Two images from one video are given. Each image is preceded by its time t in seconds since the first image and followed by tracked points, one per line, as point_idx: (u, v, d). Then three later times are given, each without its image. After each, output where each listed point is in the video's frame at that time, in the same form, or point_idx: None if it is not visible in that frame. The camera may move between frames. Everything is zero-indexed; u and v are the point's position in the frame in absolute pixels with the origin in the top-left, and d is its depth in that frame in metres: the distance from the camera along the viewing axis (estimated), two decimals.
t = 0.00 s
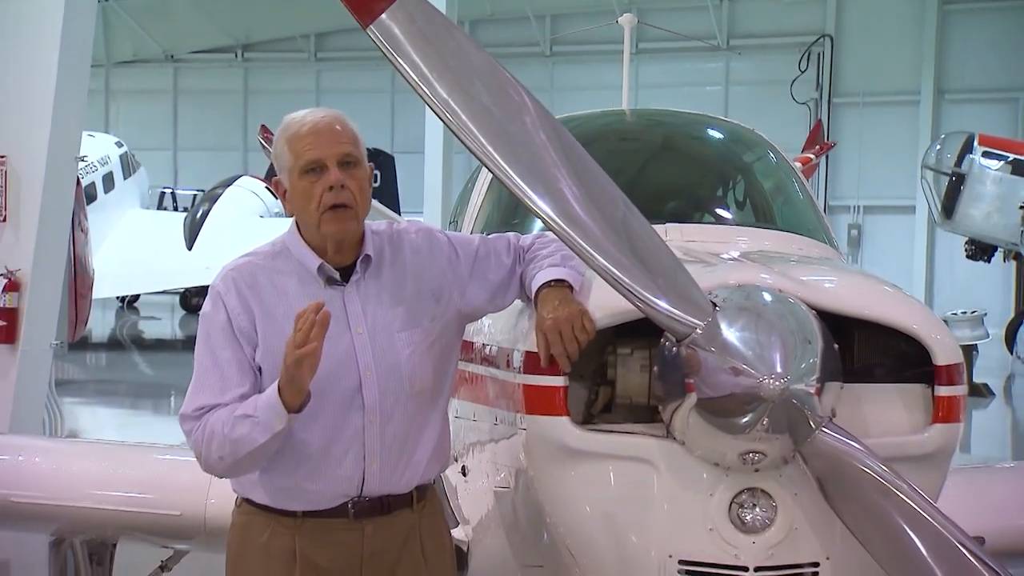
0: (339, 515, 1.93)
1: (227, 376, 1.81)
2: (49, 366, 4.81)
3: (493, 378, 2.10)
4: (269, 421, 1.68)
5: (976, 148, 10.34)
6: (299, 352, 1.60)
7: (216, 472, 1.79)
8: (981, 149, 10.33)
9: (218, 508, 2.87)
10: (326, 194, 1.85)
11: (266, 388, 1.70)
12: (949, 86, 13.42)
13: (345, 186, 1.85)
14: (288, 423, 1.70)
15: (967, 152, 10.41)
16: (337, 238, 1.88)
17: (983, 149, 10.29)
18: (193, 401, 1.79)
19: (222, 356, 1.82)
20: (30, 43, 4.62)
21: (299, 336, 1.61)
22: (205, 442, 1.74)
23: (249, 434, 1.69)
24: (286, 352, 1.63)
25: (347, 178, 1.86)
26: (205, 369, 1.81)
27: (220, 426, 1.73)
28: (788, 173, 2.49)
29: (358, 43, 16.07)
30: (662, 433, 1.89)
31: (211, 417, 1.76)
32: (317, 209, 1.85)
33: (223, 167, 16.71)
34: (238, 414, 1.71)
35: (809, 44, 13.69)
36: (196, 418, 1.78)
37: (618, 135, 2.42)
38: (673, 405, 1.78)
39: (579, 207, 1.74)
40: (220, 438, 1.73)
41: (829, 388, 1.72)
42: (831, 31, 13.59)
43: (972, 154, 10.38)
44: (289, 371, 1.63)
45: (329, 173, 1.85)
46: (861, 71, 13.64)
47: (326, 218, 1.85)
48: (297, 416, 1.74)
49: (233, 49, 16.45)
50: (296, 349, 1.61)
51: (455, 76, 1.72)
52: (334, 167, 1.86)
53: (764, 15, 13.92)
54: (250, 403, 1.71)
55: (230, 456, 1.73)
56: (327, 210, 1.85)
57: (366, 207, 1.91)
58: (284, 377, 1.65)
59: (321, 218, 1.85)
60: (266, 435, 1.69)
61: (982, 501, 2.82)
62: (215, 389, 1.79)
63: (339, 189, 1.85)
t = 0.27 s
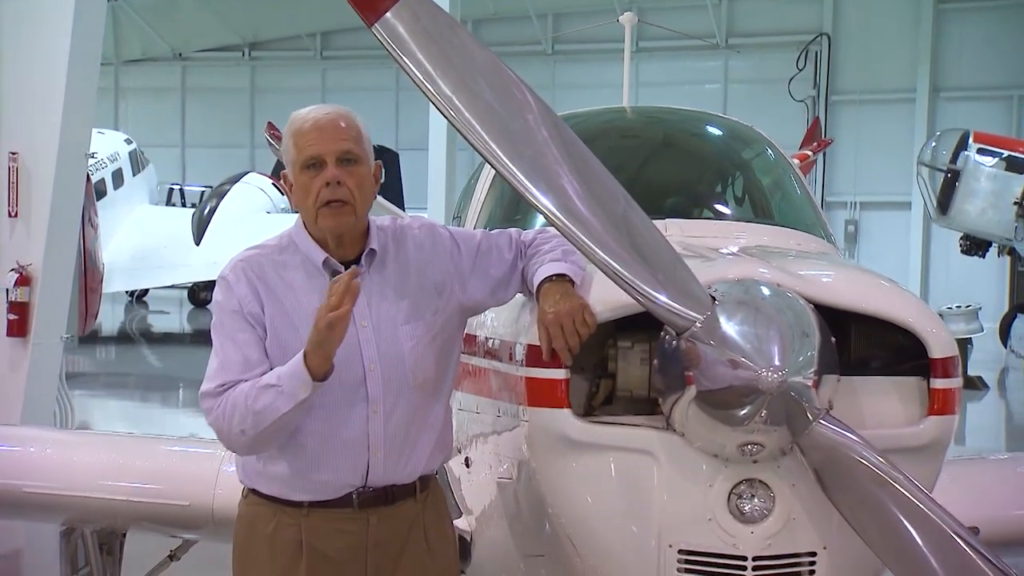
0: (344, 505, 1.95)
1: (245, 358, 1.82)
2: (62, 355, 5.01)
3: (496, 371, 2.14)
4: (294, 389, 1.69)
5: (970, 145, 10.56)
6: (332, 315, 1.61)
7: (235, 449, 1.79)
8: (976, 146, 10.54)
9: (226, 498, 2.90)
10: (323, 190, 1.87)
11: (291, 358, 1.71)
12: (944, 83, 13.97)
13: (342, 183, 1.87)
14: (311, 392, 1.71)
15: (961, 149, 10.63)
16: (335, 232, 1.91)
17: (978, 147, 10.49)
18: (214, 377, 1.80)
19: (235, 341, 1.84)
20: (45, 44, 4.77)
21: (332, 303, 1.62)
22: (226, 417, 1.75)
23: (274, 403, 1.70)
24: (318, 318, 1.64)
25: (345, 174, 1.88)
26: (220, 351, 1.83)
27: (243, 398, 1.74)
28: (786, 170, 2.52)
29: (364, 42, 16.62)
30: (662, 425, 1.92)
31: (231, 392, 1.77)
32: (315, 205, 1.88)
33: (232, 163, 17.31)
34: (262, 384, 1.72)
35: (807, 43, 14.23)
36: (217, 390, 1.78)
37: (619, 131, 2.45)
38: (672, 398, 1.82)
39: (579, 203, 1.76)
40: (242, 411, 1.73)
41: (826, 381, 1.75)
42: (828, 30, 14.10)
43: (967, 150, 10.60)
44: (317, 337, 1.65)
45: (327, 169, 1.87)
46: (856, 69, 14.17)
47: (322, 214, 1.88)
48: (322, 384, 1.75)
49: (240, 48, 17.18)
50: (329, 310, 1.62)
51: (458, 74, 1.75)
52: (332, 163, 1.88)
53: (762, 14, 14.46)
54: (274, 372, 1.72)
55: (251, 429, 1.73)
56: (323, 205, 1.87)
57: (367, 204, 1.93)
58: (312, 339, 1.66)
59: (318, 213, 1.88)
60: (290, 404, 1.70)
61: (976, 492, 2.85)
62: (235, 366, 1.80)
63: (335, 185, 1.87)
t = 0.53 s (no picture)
0: (347, 497, 1.98)
1: (258, 347, 1.83)
2: (69, 350, 5.13)
3: (497, 365, 2.17)
4: (327, 380, 1.70)
5: (965, 142, 10.62)
6: (375, 307, 1.61)
7: (252, 439, 1.80)
8: (971, 143, 10.59)
9: (230, 490, 2.93)
10: (325, 181, 1.89)
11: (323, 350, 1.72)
12: (940, 81, 14.26)
13: (343, 174, 1.89)
14: (344, 383, 1.72)
15: (957, 146, 10.69)
16: (336, 224, 1.92)
17: (972, 143, 10.55)
18: (231, 367, 1.80)
19: (244, 330, 1.85)
20: (47, 45, 4.91)
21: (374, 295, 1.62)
22: (247, 406, 1.75)
23: (305, 394, 1.71)
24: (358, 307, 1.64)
25: (347, 166, 1.90)
26: (231, 341, 1.84)
27: (270, 388, 1.74)
28: (783, 167, 2.55)
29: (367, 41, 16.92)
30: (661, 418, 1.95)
31: (251, 382, 1.77)
32: (317, 197, 1.89)
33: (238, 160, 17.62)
34: (292, 374, 1.72)
35: (804, 40, 14.50)
36: (233, 381, 1.78)
37: (619, 128, 2.48)
38: (671, 391, 1.84)
39: (578, 197, 1.79)
40: (267, 401, 1.74)
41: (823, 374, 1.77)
42: (825, 28, 14.36)
43: (962, 147, 10.67)
44: (357, 327, 1.66)
45: (328, 161, 1.89)
46: (853, 68, 14.44)
47: (324, 206, 1.90)
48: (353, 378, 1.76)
49: (245, 47, 17.51)
50: (370, 305, 1.62)
51: (460, 71, 1.77)
52: (334, 156, 1.89)
53: (761, 12, 14.77)
54: (305, 363, 1.73)
55: (276, 419, 1.74)
56: (326, 196, 1.89)
57: (367, 196, 1.95)
58: (349, 331, 1.67)
59: (320, 204, 1.90)
60: (322, 395, 1.71)
61: (972, 483, 2.88)
62: (251, 356, 1.82)
63: (337, 176, 1.89)
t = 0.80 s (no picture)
0: (352, 487, 2.01)
1: (265, 344, 1.87)
2: (77, 344, 5.30)
3: (498, 358, 2.20)
4: (344, 389, 1.75)
5: (958, 139, 11.26)
6: (395, 322, 1.68)
7: (260, 436, 1.84)
8: (964, 140, 11.24)
9: (237, 480, 2.97)
10: (334, 174, 1.91)
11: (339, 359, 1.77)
12: (933, 79, 14.71)
13: (351, 167, 1.92)
14: (361, 393, 1.78)
15: (951, 142, 11.32)
16: (343, 220, 1.95)
17: (966, 140, 11.21)
18: (237, 366, 1.84)
19: (250, 327, 1.88)
20: (46, 46, 5.08)
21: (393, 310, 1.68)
22: (259, 407, 1.79)
23: (321, 401, 1.76)
24: (377, 321, 1.70)
25: (354, 160, 1.92)
26: (238, 337, 1.87)
27: (284, 391, 1.79)
28: (780, 163, 2.58)
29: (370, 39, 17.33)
30: (660, 410, 1.98)
31: (261, 382, 1.81)
32: (327, 191, 1.92)
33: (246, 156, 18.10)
34: (307, 381, 1.77)
35: (800, 39, 14.96)
36: (243, 380, 1.82)
37: (618, 125, 2.51)
38: (670, 383, 1.87)
39: (579, 192, 1.82)
40: (280, 403, 1.78)
41: (819, 366, 1.80)
42: (821, 26, 14.82)
43: (956, 144, 11.31)
44: (375, 338, 1.71)
45: (337, 155, 1.92)
46: (847, 65, 14.92)
47: (334, 201, 1.92)
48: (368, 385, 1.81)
49: (250, 45, 18.00)
50: (392, 320, 1.69)
51: (462, 68, 1.80)
52: (342, 149, 1.92)
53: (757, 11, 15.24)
54: (321, 372, 1.78)
55: (290, 419, 1.78)
56: (335, 191, 1.92)
57: (373, 189, 1.98)
58: (368, 344, 1.73)
59: (329, 199, 1.92)
60: (339, 403, 1.76)
61: (967, 474, 2.91)
62: (256, 355, 1.85)
63: (346, 169, 1.91)
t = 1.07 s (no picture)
0: (356, 476, 2.04)
1: (266, 342, 1.91)
2: (84, 336, 5.32)
3: (499, 350, 2.23)
4: (342, 393, 1.80)
5: (953, 134, 11.53)
6: (393, 332, 1.73)
7: (259, 433, 1.89)
8: (959, 135, 11.51)
9: (243, 469, 3.00)
10: (339, 169, 1.94)
11: (338, 362, 1.82)
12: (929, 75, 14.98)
13: (356, 161, 1.94)
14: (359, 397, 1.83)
15: (945, 137, 11.60)
16: (348, 214, 1.97)
17: (961, 135, 11.46)
18: (236, 365, 1.88)
19: (251, 323, 1.92)
20: (47, 44, 5.13)
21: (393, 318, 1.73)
22: (257, 406, 1.84)
23: (319, 405, 1.81)
24: (377, 331, 1.75)
25: (359, 154, 1.95)
26: (242, 333, 1.91)
27: (283, 393, 1.83)
28: (777, 157, 2.61)
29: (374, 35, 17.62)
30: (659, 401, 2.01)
31: (261, 381, 1.86)
32: (332, 184, 1.94)
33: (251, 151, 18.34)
34: (306, 384, 1.82)
35: (798, 35, 15.25)
36: (242, 378, 1.87)
37: (618, 120, 2.54)
38: (668, 374, 1.89)
39: (580, 186, 1.85)
40: (280, 403, 1.83)
41: (816, 358, 1.83)
42: (818, 23, 15.14)
43: (950, 139, 11.57)
44: (374, 344, 1.76)
45: (342, 149, 1.94)
46: (844, 59, 15.16)
47: (339, 194, 1.95)
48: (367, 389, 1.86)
49: (255, 42, 18.24)
50: (389, 330, 1.73)
51: (465, 64, 1.82)
52: (348, 143, 1.94)
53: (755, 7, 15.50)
54: (320, 376, 1.82)
55: (290, 418, 1.84)
56: (340, 185, 1.94)
57: (377, 183, 2.00)
58: (365, 349, 1.77)
59: (334, 193, 1.95)
60: (337, 407, 1.81)
61: (964, 466, 2.94)
62: (256, 352, 1.89)
63: (351, 163, 1.94)
